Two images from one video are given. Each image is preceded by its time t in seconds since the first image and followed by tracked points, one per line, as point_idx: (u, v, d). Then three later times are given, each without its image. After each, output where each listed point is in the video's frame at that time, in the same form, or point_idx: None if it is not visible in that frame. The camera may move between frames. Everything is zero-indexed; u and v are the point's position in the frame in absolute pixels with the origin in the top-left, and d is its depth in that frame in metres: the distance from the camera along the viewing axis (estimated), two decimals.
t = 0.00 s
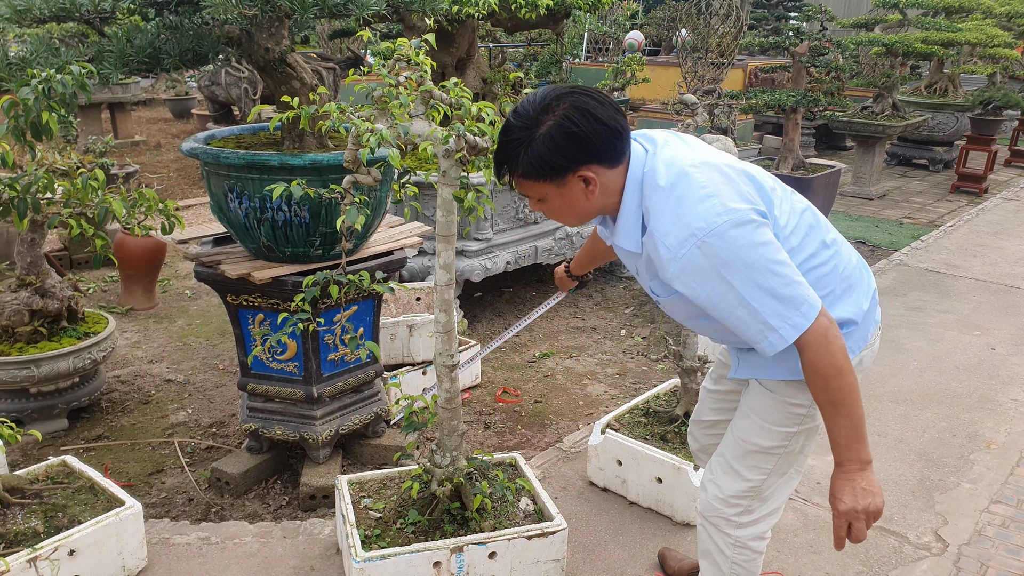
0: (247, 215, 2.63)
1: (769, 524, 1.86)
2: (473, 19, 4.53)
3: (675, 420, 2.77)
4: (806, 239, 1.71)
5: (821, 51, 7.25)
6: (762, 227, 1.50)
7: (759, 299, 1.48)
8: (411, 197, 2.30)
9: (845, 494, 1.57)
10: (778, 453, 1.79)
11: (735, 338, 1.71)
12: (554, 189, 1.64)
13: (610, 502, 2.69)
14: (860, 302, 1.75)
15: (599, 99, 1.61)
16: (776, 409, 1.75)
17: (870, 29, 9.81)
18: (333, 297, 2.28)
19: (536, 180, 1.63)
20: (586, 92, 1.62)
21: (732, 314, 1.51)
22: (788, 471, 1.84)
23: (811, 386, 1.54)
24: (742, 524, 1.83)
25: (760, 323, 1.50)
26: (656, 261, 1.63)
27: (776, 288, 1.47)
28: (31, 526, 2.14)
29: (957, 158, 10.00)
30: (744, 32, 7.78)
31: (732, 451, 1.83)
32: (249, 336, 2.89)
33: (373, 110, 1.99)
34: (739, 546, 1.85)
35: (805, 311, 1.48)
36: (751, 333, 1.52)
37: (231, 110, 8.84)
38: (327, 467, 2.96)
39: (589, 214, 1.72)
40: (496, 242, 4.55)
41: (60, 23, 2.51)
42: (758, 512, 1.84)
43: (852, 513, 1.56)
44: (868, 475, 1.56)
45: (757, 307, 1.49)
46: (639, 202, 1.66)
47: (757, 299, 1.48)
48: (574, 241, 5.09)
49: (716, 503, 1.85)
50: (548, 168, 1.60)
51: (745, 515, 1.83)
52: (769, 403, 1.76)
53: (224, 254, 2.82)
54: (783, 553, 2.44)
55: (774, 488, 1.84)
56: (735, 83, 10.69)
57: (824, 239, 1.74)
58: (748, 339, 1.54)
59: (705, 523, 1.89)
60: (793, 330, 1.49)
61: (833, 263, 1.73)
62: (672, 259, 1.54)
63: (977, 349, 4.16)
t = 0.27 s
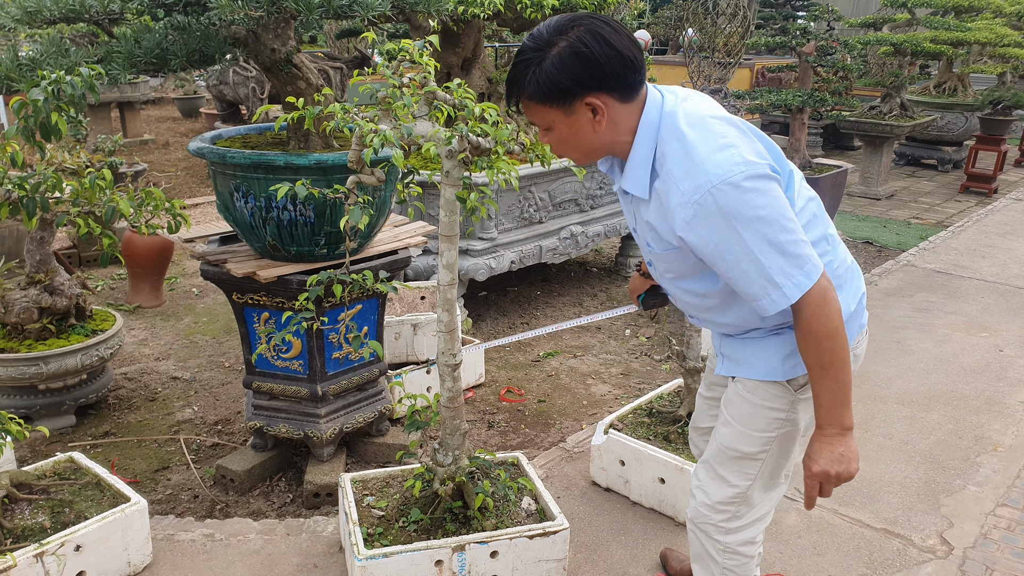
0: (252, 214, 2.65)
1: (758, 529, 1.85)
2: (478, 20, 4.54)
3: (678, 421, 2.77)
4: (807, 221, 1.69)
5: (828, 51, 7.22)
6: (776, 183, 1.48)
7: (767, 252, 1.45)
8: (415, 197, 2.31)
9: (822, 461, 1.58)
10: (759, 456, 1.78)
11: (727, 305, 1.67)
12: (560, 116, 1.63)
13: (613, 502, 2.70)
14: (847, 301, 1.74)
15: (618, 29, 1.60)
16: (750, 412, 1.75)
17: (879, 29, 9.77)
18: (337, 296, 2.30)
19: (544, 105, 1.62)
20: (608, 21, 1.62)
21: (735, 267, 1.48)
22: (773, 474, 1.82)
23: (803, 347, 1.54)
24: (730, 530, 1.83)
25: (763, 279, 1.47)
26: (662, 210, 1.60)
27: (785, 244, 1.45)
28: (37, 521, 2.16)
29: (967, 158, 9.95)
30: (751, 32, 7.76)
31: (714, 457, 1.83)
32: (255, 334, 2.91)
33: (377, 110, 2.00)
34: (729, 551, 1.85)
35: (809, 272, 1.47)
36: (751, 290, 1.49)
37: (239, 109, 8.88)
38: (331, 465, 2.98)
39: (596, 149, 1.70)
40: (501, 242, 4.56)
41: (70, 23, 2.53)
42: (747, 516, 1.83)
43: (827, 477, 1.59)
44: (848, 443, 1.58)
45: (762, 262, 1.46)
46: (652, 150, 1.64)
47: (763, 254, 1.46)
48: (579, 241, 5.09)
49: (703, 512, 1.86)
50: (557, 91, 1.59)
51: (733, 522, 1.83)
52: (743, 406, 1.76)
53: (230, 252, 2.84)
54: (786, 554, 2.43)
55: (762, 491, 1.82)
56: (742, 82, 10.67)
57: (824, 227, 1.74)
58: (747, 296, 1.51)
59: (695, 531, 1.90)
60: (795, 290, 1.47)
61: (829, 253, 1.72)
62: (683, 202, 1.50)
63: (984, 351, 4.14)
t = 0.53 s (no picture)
0: (260, 217, 2.67)
1: (750, 546, 1.80)
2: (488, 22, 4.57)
3: (685, 422, 2.77)
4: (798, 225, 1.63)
5: (843, 49, 7.17)
6: (772, 165, 1.44)
7: (747, 229, 1.42)
8: (418, 199, 2.33)
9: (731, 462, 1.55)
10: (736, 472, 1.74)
11: (703, 284, 1.63)
12: (574, 48, 1.62)
13: (619, 503, 2.70)
14: (819, 317, 1.64)
15: None
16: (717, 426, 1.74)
17: (895, 26, 9.67)
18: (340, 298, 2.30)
19: (558, 35, 1.61)
20: None
21: (712, 237, 1.45)
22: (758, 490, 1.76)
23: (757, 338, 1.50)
24: (720, 550, 1.79)
25: (737, 257, 1.43)
26: (656, 167, 1.57)
27: (768, 226, 1.42)
28: (48, 520, 2.19)
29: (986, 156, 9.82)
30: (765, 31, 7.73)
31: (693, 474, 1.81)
32: (264, 335, 2.94)
33: (380, 115, 2.02)
34: (722, 571, 1.81)
35: (787, 262, 1.43)
36: (723, 264, 1.45)
37: (255, 112, 8.97)
38: (339, 466, 3.00)
39: (608, 89, 1.69)
40: (510, 243, 4.57)
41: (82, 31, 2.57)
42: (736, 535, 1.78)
43: (731, 475, 1.56)
44: (765, 452, 1.55)
45: (741, 238, 1.42)
46: (660, 106, 1.61)
47: (743, 229, 1.42)
48: (589, 241, 5.09)
49: (690, 533, 1.82)
50: (572, 20, 1.57)
51: (722, 541, 1.79)
52: (711, 421, 1.75)
53: (239, 255, 2.87)
54: (792, 557, 2.42)
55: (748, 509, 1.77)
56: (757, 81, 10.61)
57: (817, 237, 1.67)
58: (719, 271, 1.47)
59: (687, 551, 1.86)
60: (767, 277, 1.43)
61: (814, 263, 1.66)
62: (677, 158, 1.47)
63: (1000, 352, 4.09)
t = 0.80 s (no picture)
0: (261, 229, 2.72)
1: (733, 556, 1.80)
2: (491, 35, 4.63)
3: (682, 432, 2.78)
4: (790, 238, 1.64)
5: (850, 57, 7.16)
6: (776, 161, 1.45)
7: (740, 215, 1.42)
8: (412, 211, 2.37)
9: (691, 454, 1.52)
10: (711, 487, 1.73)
11: (687, 271, 1.63)
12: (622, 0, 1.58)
13: (616, 512, 2.71)
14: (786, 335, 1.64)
15: None
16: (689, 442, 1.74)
17: (906, 33, 9.64)
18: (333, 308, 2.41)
19: None
20: None
21: (704, 216, 1.45)
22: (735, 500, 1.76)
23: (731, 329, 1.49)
24: (705, 562, 1.79)
25: (726, 242, 1.44)
26: (666, 141, 1.57)
27: (762, 218, 1.42)
28: (50, 527, 2.24)
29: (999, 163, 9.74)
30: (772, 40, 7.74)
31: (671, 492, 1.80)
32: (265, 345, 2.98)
33: (373, 129, 2.06)
34: None
35: (774, 259, 1.43)
36: (710, 246, 1.45)
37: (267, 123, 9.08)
38: (339, 474, 3.03)
39: (645, 50, 1.66)
40: (514, 252, 4.60)
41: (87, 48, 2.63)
42: (718, 548, 1.78)
43: (690, 471, 1.53)
44: (726, 449, 1.52)
45: (733, 224, 1.42)
46: (684, 83, 1.61)
47: (735, 215, 1.42)
48: (594, 250, 5.11)
49: (674, 549, 1.81)
50: None
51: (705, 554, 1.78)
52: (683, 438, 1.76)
53: (241, 265, 2.92)
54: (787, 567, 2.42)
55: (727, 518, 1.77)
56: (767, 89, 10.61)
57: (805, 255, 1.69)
58: (705, 253, 1.47)
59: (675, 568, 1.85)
60: (751, 267, 1.43)
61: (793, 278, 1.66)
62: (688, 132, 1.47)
63: (1006, 360, 4.06)
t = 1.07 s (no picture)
0: (261, 239, 2.75)
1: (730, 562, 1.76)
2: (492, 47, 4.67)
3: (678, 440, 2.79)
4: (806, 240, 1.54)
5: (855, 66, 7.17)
6: (816, 147, 1.41)
7: (775, 191, 1.38)
8: (407, 221, 2.41)
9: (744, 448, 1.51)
10: (710, 494, 1.69)
11: (706, 253, 1.60)
12: None
13: (613, 520, 2.71)
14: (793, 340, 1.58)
15: None
16: (689, 448, 1.69)
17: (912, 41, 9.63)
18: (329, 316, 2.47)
19: None
20: None
21: (738, 190, 1.41)
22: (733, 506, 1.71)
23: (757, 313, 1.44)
24: (701, 568, 1.75)
25: (757, 218, 1.40)
26: (710, 117, 1.54)
27: (795, 200, 1.38)
28: (50, 534, 2.27)
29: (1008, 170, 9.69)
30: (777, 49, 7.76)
31: (672, 495, 1.76)
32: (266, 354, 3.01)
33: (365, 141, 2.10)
34: None
35: (802, 243, 1.38)
36: (739, 221, 1.42)
37: (275, 136, 9.17)
38: (339, 482, 3.05)
39: (716, 26, 1.60)
40: (516, 261, 4.62)
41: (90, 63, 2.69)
42: (716, 555, 1.74)
43: (746, 471, 1.52)
44: (774, 442, 1.49)
45: (767, 202, 1.39)
46: (742, 63, 1.56)
47: (771, 192, 1.39)
48: (597, 259, 5.12)
49: (672, 552, 1.79)
50: None
51: (702, 559, 1.75)
52: (685, 443, 1.71)
53: (242, 275, 2.96)
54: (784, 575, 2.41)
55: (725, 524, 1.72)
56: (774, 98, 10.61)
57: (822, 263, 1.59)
58: (733, 227, 1.43)
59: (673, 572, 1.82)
60: (779, 249, 1.39)
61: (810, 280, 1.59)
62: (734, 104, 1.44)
63: (1010, 368, 4.03)
